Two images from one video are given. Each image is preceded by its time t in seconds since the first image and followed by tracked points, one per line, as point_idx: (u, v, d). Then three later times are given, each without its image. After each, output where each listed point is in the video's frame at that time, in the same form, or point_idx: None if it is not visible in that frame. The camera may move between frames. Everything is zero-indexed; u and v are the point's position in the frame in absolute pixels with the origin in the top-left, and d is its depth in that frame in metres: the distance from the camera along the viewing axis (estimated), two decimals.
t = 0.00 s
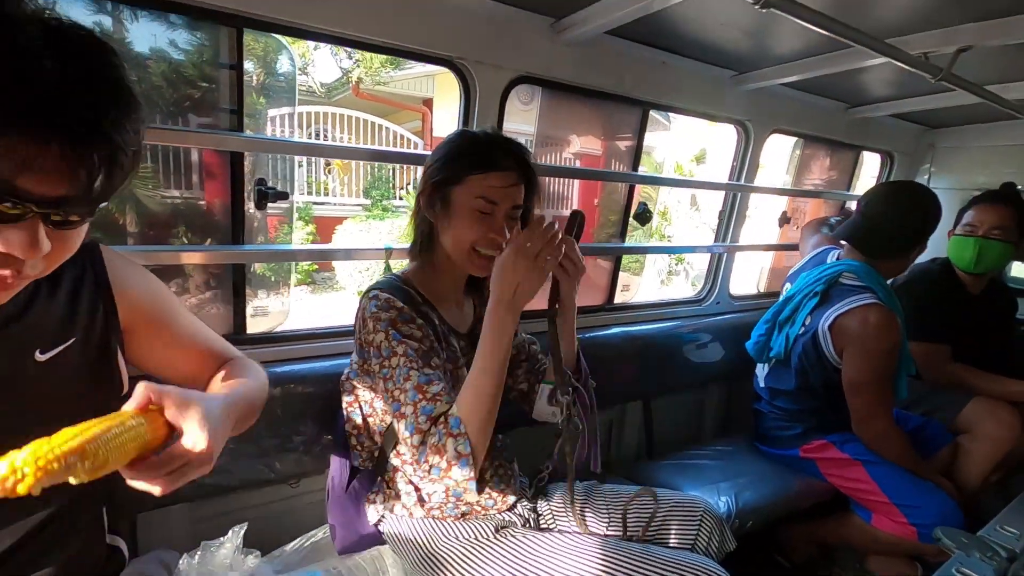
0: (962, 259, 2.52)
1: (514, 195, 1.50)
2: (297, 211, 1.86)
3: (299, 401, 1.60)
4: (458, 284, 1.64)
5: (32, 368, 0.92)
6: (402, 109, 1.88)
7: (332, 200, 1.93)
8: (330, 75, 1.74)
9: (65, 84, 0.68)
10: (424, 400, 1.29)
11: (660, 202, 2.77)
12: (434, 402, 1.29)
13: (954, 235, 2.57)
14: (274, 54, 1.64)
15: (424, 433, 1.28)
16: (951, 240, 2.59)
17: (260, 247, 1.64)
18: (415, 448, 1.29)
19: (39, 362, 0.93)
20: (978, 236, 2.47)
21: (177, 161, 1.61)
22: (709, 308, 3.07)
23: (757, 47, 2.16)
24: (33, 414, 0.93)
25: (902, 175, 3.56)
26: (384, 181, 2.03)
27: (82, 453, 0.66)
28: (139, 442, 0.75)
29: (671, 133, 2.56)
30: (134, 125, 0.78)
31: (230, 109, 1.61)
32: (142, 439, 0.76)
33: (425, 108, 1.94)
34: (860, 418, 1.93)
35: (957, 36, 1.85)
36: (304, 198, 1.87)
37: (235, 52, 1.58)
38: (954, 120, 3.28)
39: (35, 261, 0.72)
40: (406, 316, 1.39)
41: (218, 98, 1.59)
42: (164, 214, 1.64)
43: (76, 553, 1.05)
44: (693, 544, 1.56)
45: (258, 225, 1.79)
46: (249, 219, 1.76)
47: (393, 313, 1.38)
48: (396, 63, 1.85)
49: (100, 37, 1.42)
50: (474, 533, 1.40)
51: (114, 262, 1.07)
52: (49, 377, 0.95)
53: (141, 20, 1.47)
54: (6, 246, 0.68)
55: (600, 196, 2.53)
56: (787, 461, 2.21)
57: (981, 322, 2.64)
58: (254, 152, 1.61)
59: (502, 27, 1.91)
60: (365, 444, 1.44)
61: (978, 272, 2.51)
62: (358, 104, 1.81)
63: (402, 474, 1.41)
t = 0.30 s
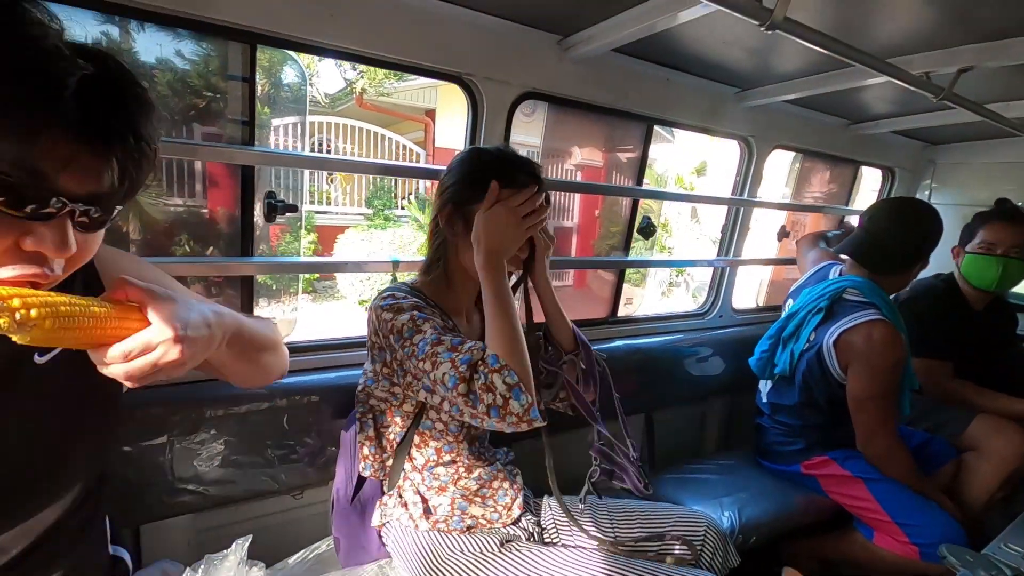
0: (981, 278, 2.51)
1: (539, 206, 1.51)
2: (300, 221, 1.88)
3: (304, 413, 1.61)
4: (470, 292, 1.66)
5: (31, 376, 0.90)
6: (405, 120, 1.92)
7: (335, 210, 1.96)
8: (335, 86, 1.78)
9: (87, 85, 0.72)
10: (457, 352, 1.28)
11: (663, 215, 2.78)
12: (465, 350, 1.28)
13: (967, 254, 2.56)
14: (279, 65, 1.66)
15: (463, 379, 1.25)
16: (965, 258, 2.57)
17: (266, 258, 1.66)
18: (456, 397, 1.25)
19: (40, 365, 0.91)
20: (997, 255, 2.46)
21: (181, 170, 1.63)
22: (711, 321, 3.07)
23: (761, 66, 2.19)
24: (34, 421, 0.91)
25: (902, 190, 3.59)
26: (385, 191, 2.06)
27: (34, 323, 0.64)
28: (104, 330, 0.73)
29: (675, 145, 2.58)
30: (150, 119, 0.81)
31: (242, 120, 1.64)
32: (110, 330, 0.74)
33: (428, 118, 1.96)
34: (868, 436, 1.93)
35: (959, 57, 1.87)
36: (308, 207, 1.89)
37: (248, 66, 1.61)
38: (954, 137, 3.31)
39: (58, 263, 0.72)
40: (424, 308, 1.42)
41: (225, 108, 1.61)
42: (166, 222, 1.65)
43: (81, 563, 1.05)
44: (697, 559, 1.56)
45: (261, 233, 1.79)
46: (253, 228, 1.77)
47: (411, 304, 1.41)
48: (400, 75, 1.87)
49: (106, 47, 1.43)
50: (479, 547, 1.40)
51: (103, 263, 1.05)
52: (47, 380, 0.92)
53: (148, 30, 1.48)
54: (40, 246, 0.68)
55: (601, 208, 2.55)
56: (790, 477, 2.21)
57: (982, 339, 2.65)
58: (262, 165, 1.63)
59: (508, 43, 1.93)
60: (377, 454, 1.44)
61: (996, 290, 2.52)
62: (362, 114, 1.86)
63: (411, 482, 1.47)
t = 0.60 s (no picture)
0: (985, 293, 2.51)
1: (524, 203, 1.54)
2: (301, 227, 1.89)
3: (300, 416, 1.61)
4: (468, 295, 1.65)
5: (21, 374, 0.93)
6: (407, 127, 1.94)
7: (336, 216, 1.97)
8: (338, 93, 1.80)
9: (50, 70, 0.76)
10: (473, 343, 1.30)
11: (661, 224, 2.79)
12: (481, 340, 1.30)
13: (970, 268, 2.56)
14: (282, 72, 1.68)
15: (481, 369, 1.26)
16: (970, 271, 2.56)
17: (264, 261, 1.67)
18: (474, 387, 1.26)
19: (23, 363, 0.93)
20: (1001, 269, 2.46)
21: (183, 175, 1.64)
22: (709, 329, 3.08)
23: (758, 77, 2.21)
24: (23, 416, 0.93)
25: (900, 201, 3.60)
26: (387, 199, 2.05)
27: (20, 303, 0.68)
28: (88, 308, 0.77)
29: (673, 156, 2.61)
30: (119, 101, 0.87)
31: (240, 126, 1.65)
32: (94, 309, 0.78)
33: (431, 126, 1.98)
34: (857, 442, 1.91)
35: (953, 69, 1.89)
36: (309, 212, 1.90)
37: (248, 72, 1.62)
38: (951, 149, 3.33)
39: (45, 246, 0.78)
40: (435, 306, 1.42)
41: (228, 114, 1.63)
42: (168, 226, 1.66)
43: (74, 562, 1.05)
44: (693, 565, 1.56)
45: (262, 239, 1.81)
46: (254, 232, 1.78)
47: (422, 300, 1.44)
48: (403, 83, 1.89)
49: (111, 53, 1.45)
50: (475, 551, 1.40)
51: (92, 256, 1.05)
52: (34, 377, 0.94)
53: (154, 37, 1.50)
54: (25, 233, 0.74)
55: (602, 217, 2.57)
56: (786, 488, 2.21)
57: (979, 348, 2.66)
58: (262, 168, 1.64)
59: (508, 52, 1.95)
60: (375, 458, 1.45)
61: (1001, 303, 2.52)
62: (364, 121, 1.87)
63: (409, 483, 1.47)
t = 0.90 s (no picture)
0: (973, 306, 2.49)
1: (493, 181, 1.56)
2: (297, 223, 1.89)
3: (284, 400, 1.61)
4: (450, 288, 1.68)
5: None
6: (408, 128, 1.96)
7: (334, 215, 1.97)
8: (338, 92, 1.81)
9: None
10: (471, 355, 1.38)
11: (654, 229, 2.78)
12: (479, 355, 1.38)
13: (959, 279, 2.51)
14: (283, 68, 1.69)
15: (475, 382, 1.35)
16: (958, 284, 2.52)
17: (256, 245, 1.67)
18: (466, 398, 1.35)
19: None
20: (991, 282, 2.43)
21: (182, 169, 1.65)
22: (701, 330, 3.08)
23: (751, 77, 2.22)
24: None
25: (892, 207, 3.63)
26: (386, 198, 2.06)
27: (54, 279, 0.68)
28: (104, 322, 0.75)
29: (667, 162, 2.63)
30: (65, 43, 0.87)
31: (231, 117, 1.65)
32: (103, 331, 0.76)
33: (431, 127, 2.01)
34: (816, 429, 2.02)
35: (942, 72, 1.90)
36: (305, 211, 1.91)
37: (241, 62, 1.62)
38: (944, 156, 3.35)
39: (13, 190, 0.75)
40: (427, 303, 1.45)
41: (225, 107, 1.64)
42: (166, 220, 1.66)
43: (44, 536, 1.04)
44: (673, 560, 1.56)
45: (259, 234, 1.81)
46: (249, 222, 1.78)
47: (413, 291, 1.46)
48: (404, 82, 1.91)
49: (113, 45, 1.48)
50: (452, 540, 1.39)
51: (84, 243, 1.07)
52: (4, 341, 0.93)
53: (156, 31, 1.52)
54: None
55: (599, 220, 2.57)
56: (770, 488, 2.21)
57: (967, 353, 2.67)
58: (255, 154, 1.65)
59: (502, 45, 1.96)
60: (358, 441, 1.48)
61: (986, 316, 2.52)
62: (364, 120, 1.88)
63: (390, 471, 1.47)
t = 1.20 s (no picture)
0: (981, 297, 2.47)
1: (469, 172, 1.53)
2: (301, 224, 1.89)
3: (290, 401, 1.61)
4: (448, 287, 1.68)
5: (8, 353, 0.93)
6: (411, 127, 1.95)
7: (338, 215, 1.96)
8: (339, 92, 1.80)
9: None
10: (443, 409, 1.37)
11: (660, 223, 2.78)
12: (452, 412, 1.38)
13: (967, 271, 2.48)
14: (285, 70, 1.69)
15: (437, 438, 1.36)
16: (965, 276, 2.49)
17: (260, 247, 1.66)
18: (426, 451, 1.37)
19: (12, 348, 0.89)
20: (1002, 275, 2.39)
21: (186, 173, 1.65)
22: (707, 324, 3.06)
23: (754, 66, 2.20)
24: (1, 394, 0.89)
25: (899, 197, 3.59)
26: (389, 197, 2.07)
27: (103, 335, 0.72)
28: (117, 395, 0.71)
29: (670, 156, 2.61)
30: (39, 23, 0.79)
31: (232, 119, 1.64)
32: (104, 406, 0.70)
33: (432, 126, 1.99)
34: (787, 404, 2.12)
35: (948, 57, 1.88)
36: (309, 212, 1.90)
37: (240, 63, 1.61)
38: (951, 144, 3.32)
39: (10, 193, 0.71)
40: (422, 320, 1.44)
41: (226, 108, 1.63)
42: (171, 224, 1.65)
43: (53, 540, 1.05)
44: (684, 555, 1.55)
45: (263, 236, 1.81)
46: (253, 224, 1.78)
47: (410, 316, 1.42)
48: (405, 81, 1.90)
49: (115, 49, 1.47)
50: (460, 538, 1.39)
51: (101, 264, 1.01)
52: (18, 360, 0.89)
53: (158, 35, 1.52)
54: None
55: (603, 216, 2.56)
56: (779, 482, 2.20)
57: (977, 342, 2.64)
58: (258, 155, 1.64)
59: (502, 40, 1.95)
60: (354, 442, 1.46)
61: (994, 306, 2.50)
62: (366, 120, 1.87)
63: (390, 474, 1.47)
